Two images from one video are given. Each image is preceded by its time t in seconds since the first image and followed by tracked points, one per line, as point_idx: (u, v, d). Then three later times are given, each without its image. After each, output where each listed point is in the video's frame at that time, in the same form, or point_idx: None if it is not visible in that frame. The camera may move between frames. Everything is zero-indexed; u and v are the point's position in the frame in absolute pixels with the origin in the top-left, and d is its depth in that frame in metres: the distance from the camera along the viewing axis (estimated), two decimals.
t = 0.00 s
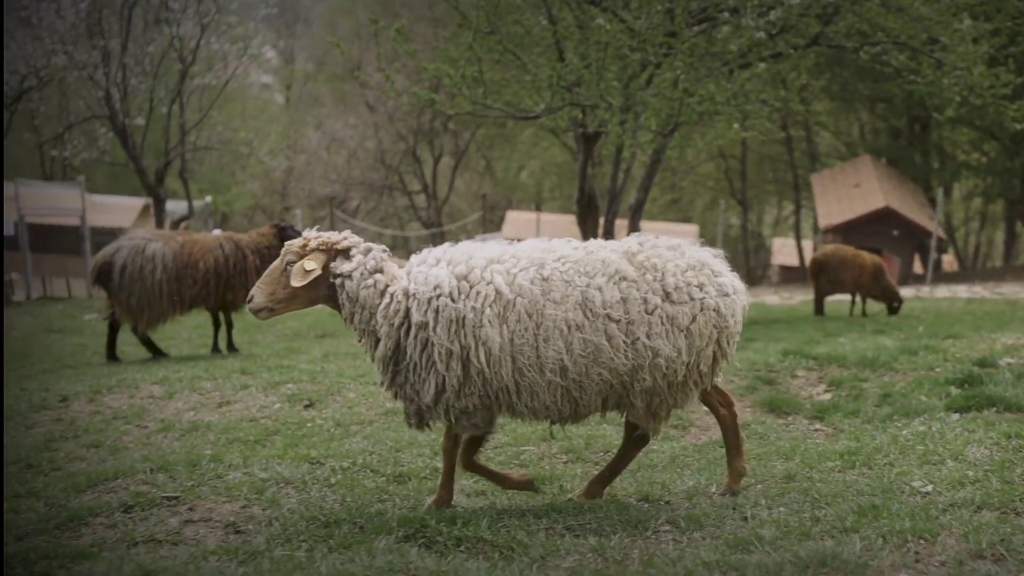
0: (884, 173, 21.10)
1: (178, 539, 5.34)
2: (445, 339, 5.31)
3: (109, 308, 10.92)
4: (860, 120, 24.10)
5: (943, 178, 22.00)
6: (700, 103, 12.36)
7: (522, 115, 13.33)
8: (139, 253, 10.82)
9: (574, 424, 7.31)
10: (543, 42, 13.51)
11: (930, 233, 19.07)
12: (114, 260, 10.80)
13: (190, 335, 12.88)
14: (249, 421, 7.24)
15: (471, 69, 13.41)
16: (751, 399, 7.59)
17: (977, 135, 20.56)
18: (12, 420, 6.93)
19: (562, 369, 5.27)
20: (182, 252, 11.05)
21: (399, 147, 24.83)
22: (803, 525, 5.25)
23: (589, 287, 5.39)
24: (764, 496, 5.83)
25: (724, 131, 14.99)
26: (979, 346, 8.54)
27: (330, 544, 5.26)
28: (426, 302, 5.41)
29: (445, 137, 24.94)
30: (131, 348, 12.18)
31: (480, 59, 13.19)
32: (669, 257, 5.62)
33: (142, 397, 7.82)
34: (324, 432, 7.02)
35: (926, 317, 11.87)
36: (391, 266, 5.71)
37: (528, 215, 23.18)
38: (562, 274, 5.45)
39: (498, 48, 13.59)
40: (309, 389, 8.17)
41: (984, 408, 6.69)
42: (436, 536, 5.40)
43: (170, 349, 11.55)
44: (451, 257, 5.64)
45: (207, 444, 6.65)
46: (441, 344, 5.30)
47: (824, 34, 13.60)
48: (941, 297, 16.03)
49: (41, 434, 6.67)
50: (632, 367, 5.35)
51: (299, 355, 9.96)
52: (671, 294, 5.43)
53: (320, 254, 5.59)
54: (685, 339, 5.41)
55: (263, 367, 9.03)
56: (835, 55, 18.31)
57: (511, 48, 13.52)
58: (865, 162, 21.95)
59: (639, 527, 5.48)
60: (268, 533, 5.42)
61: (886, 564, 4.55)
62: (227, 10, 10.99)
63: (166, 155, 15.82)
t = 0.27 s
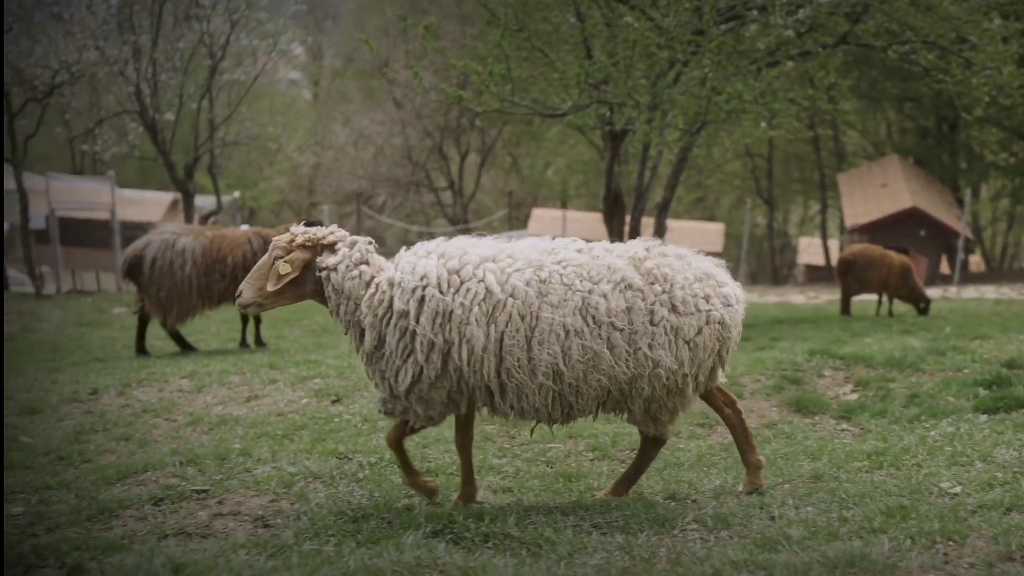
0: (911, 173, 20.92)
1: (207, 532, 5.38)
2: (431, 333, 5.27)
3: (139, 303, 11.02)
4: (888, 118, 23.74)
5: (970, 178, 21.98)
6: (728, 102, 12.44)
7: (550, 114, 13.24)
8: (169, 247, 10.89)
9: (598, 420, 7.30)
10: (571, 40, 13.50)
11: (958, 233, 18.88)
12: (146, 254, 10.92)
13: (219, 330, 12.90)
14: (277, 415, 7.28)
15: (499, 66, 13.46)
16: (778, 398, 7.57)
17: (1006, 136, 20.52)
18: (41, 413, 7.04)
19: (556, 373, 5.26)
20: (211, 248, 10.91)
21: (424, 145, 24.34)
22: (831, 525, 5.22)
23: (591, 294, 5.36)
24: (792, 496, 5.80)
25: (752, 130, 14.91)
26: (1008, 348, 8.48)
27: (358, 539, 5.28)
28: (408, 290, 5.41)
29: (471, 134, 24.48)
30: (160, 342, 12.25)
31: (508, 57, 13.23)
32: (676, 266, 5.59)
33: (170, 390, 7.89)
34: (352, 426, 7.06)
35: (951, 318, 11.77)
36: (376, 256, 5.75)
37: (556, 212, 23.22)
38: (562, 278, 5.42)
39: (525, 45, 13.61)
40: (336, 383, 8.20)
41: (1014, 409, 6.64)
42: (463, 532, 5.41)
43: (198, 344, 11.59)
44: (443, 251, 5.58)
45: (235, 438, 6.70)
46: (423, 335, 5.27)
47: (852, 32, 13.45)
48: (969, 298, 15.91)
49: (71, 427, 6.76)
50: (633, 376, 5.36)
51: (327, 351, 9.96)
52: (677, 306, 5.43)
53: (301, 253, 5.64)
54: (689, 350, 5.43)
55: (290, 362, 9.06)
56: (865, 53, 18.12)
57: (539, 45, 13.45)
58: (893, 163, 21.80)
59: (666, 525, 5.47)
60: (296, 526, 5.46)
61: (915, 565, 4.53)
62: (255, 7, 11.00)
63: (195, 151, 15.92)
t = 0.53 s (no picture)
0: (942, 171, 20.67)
1: (241, 527, 5.42)
2: (422, 334, 5.27)
3: (172, 299, 11.00)
4: (918, 117, 23.10)
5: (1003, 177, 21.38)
6: (759, 101, 12.29)
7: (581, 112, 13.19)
8: (201, 244, 10.80)
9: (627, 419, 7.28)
10: (602, 38, 13.44)
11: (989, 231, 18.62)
12: (178, 251, 10.86)
13: (251, 326, 12.91)
14: (309, 412, 7.31)
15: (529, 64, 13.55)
16: (809, 397, 7.53)
17: None
18: (75, 409, 7.19)
19: (552, 374, 5.24)
20: (243, 245, 10.92)
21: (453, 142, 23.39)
22: (863, 525, 5.19)
23: (586, 292, 5.37)
24: (823, 496, 5.76)
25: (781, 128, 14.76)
26: None
27: (390, 536, 5.30)
28: (396, 286, 5.43)
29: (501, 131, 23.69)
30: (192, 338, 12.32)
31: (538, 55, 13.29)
32: (668, 258, 5.62)
33: (203, 385, 7.96)
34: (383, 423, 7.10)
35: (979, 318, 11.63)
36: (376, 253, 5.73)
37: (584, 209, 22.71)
38: (555, 278, 5.42)
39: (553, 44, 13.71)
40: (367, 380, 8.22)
41: None
42: (495, 529, 5.43)
43: (230, 340, 11.64)
44: (431, 250, 5.59)
45: (267, 434, 6.75)
46: (408, 331, 5.27)
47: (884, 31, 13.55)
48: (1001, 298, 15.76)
49: (106, 422, 6.88)
50: (633, 372, 5.39)
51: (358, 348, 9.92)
52: (672, 298, 5.46)
53: (302, 245, 5.62)
54: (687, 341, 5.46)
55: (321, 358, 9.09)
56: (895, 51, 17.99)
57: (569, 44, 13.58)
58: (923, 161, 21.50)
59: (697, 524, 5.46)
60: (329, 522, 5.49)
61: (949, 566, 4.50)
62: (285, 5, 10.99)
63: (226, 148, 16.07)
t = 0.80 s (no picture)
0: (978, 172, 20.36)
1: (276, 519, 5.45)
2: (410, 335, 5.31)
3: (208, 293, 11.00)
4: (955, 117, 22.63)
5: None
6: (794, 99, 12.21)
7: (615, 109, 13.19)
8: (239, 238, 10.74)
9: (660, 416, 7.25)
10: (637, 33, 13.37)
11: None
12: (215, 245, 10.80)
13: (285, 320, 12.97)
14: (344, 405, 7.34)
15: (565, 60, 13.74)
16: (844, 397, 7.50)
17: None
18: (112, 400, 7.31)
19: (539, 370, 5.22)
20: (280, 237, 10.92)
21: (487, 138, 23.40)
22: (899, 526, 5.14)
23: (571, 286, 5.33)
24: (858, 496, 5.70)
25: (815, 127, 14.63)
26: None
27: (425, 530, 5.32)
28: (386, 287, 5.46)
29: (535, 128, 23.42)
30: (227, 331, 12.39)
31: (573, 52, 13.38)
32: (654, 247, 5.53)
33: (239, 378, 8.02)
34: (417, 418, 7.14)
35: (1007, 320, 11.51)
36: (373, 253, 5.80)
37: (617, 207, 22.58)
38: (539, 273, 5.38)
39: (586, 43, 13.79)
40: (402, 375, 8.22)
41: None
42: (529, 525, 5.43)
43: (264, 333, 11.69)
44: (419, 249, 5.62)
45: (302, 427, 6.79)
46: (400, 333, 5.32)
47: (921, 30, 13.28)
48: None
49: (143, 413, 6.97)
50: (624, 365, 5.30)
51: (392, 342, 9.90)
52: (659, 287, 5.37)
53: (297, 243, 5.71)
54: (678, 330, 5.35)
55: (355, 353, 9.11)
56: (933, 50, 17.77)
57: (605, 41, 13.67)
58: (958, 160, 21.17)
59: (731, 523, 5.44)
60: (364, 515, 5.52)
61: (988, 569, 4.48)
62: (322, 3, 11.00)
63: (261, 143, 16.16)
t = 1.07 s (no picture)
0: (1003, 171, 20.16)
1: (302, 515, 5.48)
2: (401, 324, 5.31)
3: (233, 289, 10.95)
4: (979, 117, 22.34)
5: None
6: (819, 98, 12.21)
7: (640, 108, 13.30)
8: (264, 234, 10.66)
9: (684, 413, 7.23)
10: (662, 30, 13.34)
11: None
12: (241, 241, 10.80)
13: (309, 317, 13.00)
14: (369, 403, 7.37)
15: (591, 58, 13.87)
16: (868, 396, 7.47)
17: None
18: (139, 395, 7.37)
19: (530, 365, 5.20)
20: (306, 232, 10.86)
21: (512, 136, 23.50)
22: (925, 527, 5.12)
23: (565, 283, 5.29)
24: (883, 496, 5.67)
25: (840, 126, 14.52)
26: None
27: (450, 527, 5.33)
28: (379, 277, 5.46)
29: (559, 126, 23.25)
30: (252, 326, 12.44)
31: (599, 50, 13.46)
32: (650, 250, 5.52)
33: (264, 374, 8.06)
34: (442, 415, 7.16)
35: None
36: (358, 243, 5.79)
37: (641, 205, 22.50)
38: (533, 268, 5.35)
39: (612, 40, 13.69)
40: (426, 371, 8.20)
41: None
42: (554, 522, 5.43)
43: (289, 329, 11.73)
44: (412, 237, 5.60)
45: (327, 423, 6.82)
46: (390, 320, 5.32)
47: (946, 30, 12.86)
48: None
49: (170, 408, 7.03)
50: (614, 366, 5.27)
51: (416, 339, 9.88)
52: (655, 290, 5.35)
53: (283, 243, 5.77)
54: (671, 333, 5.34)
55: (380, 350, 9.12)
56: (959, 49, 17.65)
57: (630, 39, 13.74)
58: (984, 160, 21.03)
59: (756, 522, 5.43)
60: (389, 512, 5.53)
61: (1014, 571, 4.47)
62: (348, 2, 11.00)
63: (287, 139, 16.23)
